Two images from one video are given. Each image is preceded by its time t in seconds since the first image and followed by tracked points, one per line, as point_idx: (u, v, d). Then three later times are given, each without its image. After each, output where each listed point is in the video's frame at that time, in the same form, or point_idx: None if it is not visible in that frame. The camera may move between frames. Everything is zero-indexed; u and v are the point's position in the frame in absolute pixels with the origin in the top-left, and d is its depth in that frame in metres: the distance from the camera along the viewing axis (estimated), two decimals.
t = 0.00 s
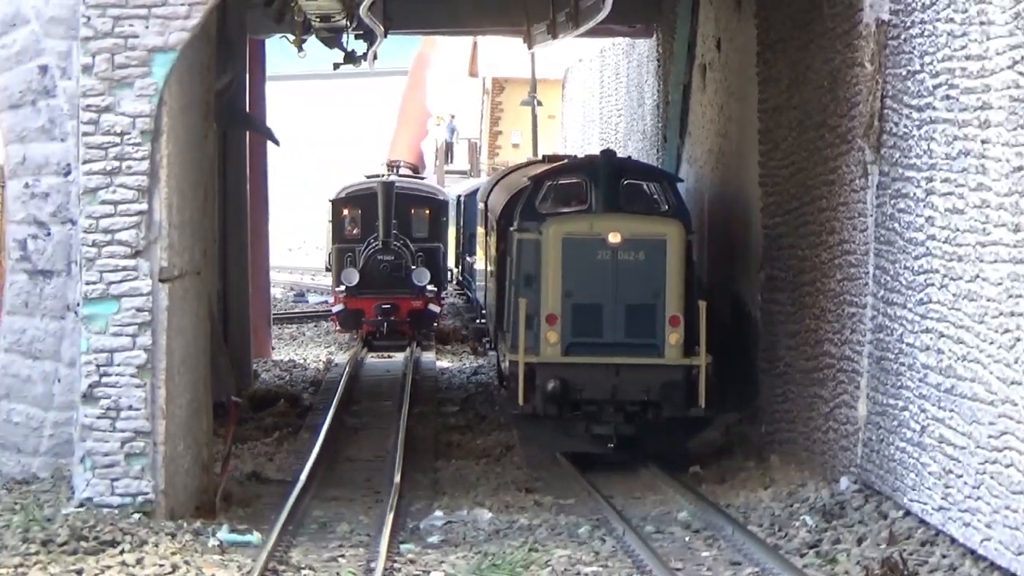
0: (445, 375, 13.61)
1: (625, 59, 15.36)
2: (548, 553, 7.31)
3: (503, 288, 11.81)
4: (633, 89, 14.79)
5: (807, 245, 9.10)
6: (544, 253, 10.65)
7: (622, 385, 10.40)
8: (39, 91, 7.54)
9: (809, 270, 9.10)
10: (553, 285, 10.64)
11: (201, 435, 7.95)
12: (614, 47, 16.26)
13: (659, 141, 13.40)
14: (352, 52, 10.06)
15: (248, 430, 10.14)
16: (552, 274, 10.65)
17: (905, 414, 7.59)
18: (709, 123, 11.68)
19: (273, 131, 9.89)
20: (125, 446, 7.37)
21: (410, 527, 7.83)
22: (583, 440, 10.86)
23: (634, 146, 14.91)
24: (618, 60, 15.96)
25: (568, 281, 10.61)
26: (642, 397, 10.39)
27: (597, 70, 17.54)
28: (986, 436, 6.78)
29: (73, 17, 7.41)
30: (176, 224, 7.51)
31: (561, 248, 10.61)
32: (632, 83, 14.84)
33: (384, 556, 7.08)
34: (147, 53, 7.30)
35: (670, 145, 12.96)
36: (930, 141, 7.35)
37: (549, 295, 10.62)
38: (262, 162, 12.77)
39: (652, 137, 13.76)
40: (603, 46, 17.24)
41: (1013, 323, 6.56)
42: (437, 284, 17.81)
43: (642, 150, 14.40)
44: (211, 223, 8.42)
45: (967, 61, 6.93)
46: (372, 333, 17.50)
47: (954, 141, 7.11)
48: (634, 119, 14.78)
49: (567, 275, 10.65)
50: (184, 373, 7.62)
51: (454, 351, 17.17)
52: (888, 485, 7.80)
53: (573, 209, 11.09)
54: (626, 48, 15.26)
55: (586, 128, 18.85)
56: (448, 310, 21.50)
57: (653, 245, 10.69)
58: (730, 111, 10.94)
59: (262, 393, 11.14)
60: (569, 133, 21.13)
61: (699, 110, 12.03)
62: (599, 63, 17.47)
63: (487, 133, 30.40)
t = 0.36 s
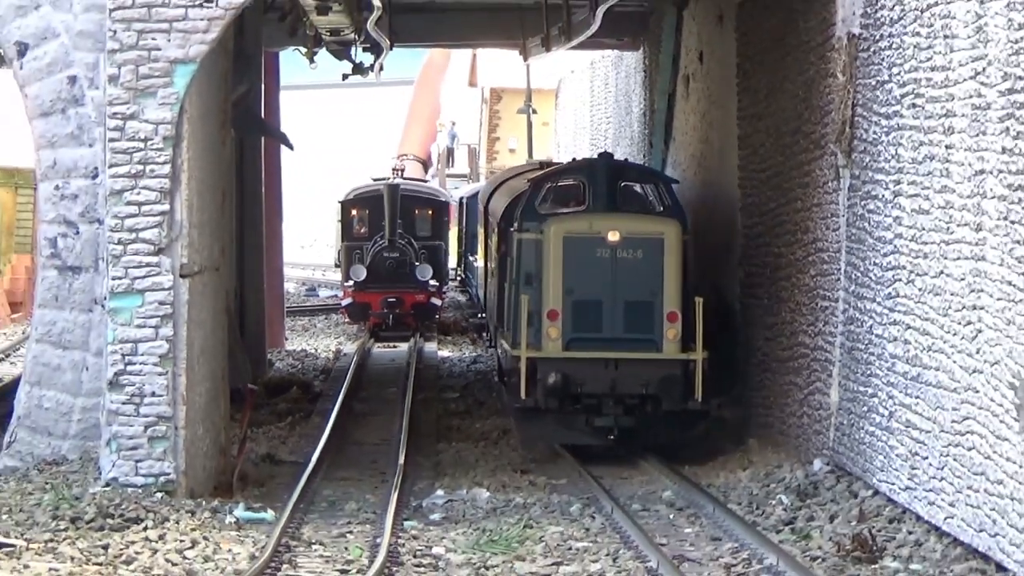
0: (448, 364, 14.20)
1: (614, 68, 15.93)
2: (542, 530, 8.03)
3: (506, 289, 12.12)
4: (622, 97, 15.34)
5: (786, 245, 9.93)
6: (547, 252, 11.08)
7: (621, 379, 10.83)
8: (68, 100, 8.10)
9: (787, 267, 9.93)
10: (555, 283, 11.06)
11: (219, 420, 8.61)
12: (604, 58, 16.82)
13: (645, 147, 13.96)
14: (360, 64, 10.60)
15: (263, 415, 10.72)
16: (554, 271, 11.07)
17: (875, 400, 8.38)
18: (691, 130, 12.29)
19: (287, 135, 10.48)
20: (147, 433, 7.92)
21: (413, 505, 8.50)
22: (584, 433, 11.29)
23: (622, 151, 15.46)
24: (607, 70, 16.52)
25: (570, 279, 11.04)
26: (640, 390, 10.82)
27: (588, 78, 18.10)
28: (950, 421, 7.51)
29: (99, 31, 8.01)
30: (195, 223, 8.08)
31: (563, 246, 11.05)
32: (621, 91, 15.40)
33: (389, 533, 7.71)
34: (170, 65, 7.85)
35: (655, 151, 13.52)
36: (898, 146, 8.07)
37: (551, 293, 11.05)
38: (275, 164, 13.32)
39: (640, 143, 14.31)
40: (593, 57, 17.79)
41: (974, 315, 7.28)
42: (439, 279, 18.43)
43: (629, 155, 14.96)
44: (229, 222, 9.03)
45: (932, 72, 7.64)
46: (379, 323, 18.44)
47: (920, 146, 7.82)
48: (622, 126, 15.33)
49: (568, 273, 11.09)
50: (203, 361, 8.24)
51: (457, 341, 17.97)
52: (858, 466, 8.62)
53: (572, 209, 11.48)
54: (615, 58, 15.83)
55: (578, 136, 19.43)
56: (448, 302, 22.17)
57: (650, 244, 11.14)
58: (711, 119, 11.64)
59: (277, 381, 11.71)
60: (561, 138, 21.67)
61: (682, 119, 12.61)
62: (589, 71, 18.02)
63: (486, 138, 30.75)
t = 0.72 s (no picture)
0: (450, 358, 14.76)
1: (603, 82, 16.55)
2: (537, 514, 8.61)
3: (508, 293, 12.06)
4: (611, 109, 15.95)
5: (766, 246, 10.73)
6: (549, 254, 11.05)
7: (623, 378, 10.76)
8: (94, 113, 8.68)
9: (768, 266, 10.71)
10: (557, 283, 11.02)
11: (235, 412, 9.19)
12: (593, 75, 17.45)
13: (632, 157, 14.54)
14: (367, 79, 11.18)
15: (277, 406, 11.29)
16: (556, 273, 11.03)
17: (849, 392, 9.07)
18: (673, 142, 12.91)
19: (298, 146, 11.06)
20: (169, 424, 8.48)
21: (417, 492, 9.06)
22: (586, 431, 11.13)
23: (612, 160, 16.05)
24: (597, 84, 17.14)
25: (571, 279, 10.99)
26: (642, 389, 10.74)
27: (579, 90, 18.73)
28: (919, 412, 8.11)
29: (123, 49, 8.60)
30: (212, 227, 8.63)
31: (564, 248, 11.02)
32: (610, 104, 16.00)
33: (394, 518, 8.24)
34: (189, 80, 8.40)
35: (642, 160, 14.08)
36: (869, 154, 8.72)
37: (553, 293, 11.00)
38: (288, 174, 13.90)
39: (628, 152, 14.89)
40: (583, 73, 18.41)
41: (940, 312, 7.88)
42: (441, 279, 19.06)
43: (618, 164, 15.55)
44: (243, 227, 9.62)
45: (901, 86, 8.26)
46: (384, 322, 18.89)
47: (889, 155, 8.46)
48: (611, 137, 15.94)
49: (570, 274, 11.03)
50: (223, 356, 8.88)
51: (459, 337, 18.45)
52: (832, 454, 9.35)
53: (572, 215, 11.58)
54: (604, 73, 16.47)
55: (570, 147, 20.06)
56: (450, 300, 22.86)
57: (650, 245, 11.09)
58: (694, 130, 12.33)
59: (290, 375, 12.26)
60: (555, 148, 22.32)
61: (666, 133, 13.18)
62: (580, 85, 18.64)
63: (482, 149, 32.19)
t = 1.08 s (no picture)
0: (453, 359, 15.18)
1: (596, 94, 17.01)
2: (537, 507, 9.02)
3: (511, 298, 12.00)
4: (605, 120, 16.41)
5: (756, 250, 11.20)
6: (553, 260, 10.98)
7: (629, 382, 10.66)
8: (112, 128, 9.11)
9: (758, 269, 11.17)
10: (563, 289, 10.95)
11: (248, 412, 9.64)
12: (587, 87, 17.91)
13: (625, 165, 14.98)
14: (372, 94, 11.64)
15: (289, 406, 11.71)
16: (561, 278, 10.96)
17: (834, 388, 9.55)
18: (663, 151, 13.34)
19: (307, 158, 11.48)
20: (186, 424, 8.90)
21: (422, 486, 9.48)
22: (593, 435, 11.08)
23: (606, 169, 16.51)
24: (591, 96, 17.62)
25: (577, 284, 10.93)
26: (648, 392, 10.65)
27: (574, 102, 19.20)
28: (899, 406, 8.56)
29: (139, 66, 9.04)
30: (225, 236, 9.06)
31: (569, 253, 10.96)
32: (604, 114, 16.46)
33: (401, 511, 8.66)
34: (202, 96, 8.83)
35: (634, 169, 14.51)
36: (850, 162, 9.18)
37: (558, 298, 10.94)
38: (297, 185, 14.31)
39: (621, 160, 15.34)
40: (578, 85, 18.86)
41: (919, 311, 8.31)
42: (445, 284, 19.47)
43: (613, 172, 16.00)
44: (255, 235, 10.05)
45: (880, 97, 8.71)
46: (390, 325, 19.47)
47: (869, 162, 8.91)
48: (606, 146, 16.40)
49: (576, 280, 10.97)
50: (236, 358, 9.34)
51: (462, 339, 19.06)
52: (818, 447, 9.84)
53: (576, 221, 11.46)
54: (597, 86, 16.93)
55: (565, 157, 20.56)
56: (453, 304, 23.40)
57: (654, 250, 11.07)
58: (684, 139, 12.76)
59: (300, 376, 12.68)
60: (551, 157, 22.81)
61: (657, 143, 13.59)
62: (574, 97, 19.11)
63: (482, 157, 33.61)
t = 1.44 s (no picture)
0: (451, 364, 15.19)
1: (594, 100, 17.03)
2: (536, 512, 9.02)
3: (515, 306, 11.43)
4: (602, 124, 16.43)
5: (756, 254, 11.19)
6: (560, 265, 10.45)
7: (640, 394, 10.11)
8: (110, 134, 9.10)
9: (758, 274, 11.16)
10: (570, 295, 10.41)
11: (247, 418, 9.67)
12: (586, 93, 17.91)
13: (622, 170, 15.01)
14: (371, 101, 11.63)
15: (288, 412, 11.71)
16: (568, 284, 10.42)
17: (832, 392, 9.58)
18: (660, 156, 13.33)
19: (305, 164, 11.44)
20: (185, 431, 8.90)
21: (421, 492, 9.48)
22: (602, 449, 10.39)
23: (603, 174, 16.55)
24: (589, 102, 17.64)
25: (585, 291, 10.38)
26: (660, 403, 10.08)
27: (571, 108, 19.24)
28: (899, 410, 8.56)
29: (137, 73, 9.04)
30: (223, 242, 9.08)
31: (576, 258, 10.43)
32: (601, 119, 16.48)
33: (400, 517, 8.66)
34: (200, 102, 8.84)
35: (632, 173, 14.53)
36: (847, 166, 9.18)
37: (566, 305, 10.40)
38: (295, 195, 14.32)
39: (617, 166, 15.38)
40: (575, 91, 18.89)
41: (918, 315, 8.31)
42: (443, 289, 19.50)
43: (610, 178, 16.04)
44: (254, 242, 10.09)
45: (877, 100, 8.71)
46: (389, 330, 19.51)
47: (867, 165, 8.91)
48: (603, 152, 16.42)
49: (584, 286, 10.43)
50: (235, 364, 9.37)
51: (460, 344, 19.12)
52: (817, 451, 9.85)
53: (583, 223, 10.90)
54: (595, 91, 16.94)
55: (562, 163, 20.62)
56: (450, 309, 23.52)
57: (665, 252, 10.49)
58: (680, 144, 12.75)
59: (298, 382, 12.68)
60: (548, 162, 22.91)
61: (655, 147, 13.58)
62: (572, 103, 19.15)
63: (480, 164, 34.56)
